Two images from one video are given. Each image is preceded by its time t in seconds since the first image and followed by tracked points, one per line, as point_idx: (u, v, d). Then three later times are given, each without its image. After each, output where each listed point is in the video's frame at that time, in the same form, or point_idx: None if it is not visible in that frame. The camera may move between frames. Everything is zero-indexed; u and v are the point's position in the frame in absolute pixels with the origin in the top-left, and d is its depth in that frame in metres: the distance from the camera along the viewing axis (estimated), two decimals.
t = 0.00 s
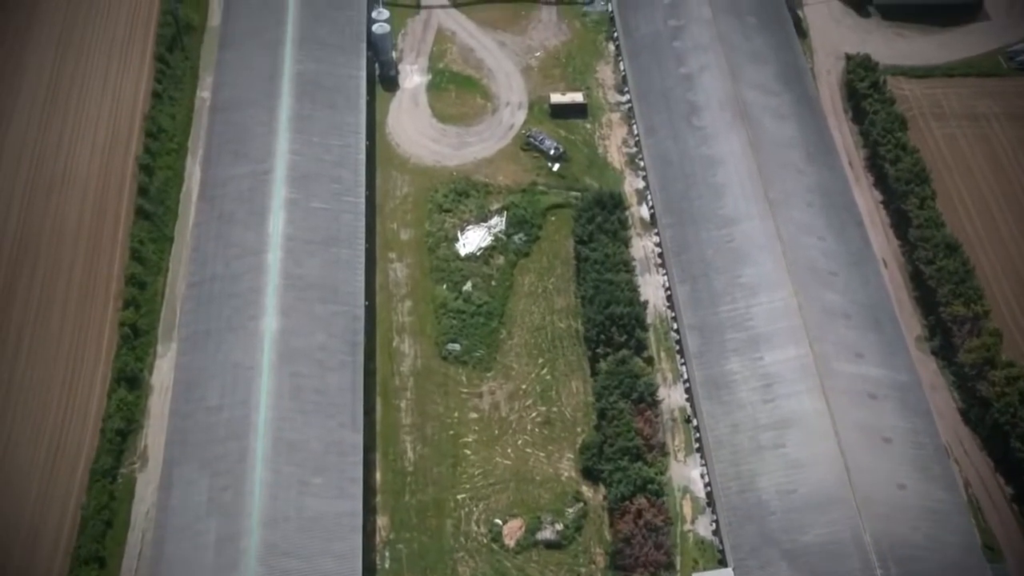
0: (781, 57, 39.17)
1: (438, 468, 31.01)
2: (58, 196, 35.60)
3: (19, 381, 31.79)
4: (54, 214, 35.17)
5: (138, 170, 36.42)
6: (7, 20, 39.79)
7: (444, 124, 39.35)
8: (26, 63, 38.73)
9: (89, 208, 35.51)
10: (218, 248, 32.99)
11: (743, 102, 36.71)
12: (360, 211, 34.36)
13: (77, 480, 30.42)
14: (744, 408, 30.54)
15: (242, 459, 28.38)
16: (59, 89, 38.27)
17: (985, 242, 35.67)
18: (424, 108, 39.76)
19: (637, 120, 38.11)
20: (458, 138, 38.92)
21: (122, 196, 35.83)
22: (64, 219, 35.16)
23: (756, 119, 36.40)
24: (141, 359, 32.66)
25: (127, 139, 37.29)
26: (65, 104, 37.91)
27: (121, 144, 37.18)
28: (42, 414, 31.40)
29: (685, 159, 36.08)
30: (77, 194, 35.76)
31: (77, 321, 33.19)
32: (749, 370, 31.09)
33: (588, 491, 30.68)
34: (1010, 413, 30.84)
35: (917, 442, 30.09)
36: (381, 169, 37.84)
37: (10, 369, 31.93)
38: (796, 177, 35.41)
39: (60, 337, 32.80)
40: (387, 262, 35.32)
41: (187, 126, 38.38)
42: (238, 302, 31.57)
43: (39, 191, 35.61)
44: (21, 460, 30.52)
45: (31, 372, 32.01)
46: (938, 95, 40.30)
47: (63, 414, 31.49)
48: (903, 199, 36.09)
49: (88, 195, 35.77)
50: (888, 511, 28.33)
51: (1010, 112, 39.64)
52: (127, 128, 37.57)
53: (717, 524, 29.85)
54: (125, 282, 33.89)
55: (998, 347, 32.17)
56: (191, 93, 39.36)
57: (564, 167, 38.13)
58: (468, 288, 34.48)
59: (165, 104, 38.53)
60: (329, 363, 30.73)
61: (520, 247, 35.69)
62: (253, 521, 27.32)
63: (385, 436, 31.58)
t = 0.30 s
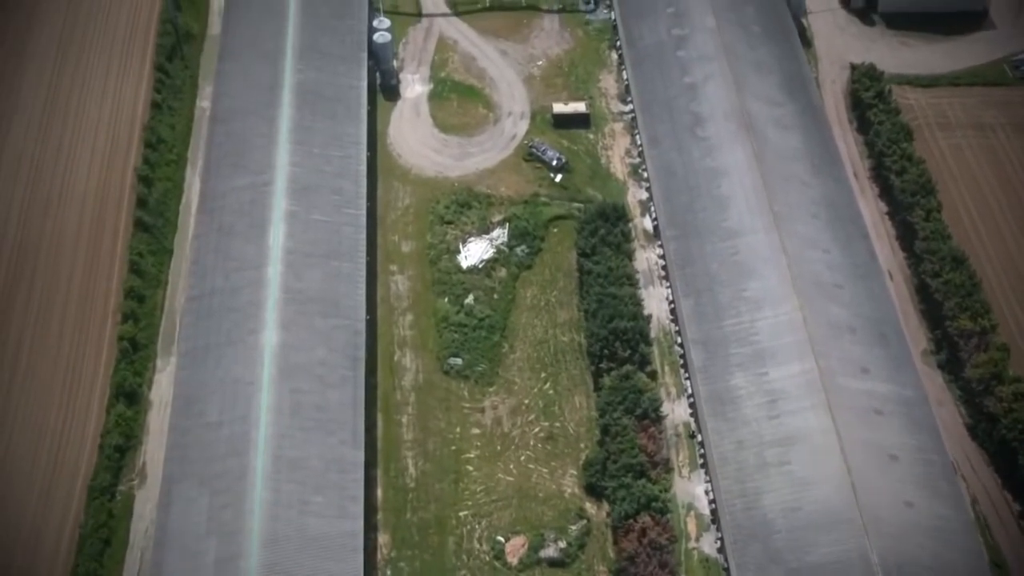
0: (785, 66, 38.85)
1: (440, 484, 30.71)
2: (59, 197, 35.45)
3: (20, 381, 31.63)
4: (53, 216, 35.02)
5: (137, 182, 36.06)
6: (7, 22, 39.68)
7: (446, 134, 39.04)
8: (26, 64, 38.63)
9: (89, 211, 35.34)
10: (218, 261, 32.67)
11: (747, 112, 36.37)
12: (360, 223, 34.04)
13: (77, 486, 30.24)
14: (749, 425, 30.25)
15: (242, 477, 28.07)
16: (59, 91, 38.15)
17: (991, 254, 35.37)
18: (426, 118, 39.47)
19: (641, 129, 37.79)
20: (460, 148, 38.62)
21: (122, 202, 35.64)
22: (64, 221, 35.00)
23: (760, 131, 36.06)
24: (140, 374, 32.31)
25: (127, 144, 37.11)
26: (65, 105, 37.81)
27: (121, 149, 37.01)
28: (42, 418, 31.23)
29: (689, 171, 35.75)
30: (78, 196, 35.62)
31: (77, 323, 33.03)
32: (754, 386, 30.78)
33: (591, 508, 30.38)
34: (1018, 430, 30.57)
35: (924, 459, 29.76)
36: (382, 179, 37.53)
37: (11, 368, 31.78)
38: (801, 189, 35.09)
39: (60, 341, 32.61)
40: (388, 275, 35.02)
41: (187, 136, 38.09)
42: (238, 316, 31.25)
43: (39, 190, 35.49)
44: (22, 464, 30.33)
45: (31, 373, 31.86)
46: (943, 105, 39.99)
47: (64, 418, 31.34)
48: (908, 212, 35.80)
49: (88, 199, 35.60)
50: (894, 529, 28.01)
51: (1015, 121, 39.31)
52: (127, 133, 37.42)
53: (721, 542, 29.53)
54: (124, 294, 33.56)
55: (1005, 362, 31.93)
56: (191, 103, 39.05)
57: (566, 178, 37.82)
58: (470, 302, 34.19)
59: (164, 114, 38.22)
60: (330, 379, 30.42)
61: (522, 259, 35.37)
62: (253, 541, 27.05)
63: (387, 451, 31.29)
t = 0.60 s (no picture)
0: (789, 76, 38.59)
1: (442, 500, 30.44)
2: (59, 201, 35.34)
3: (21, 383, 31.59)
4: (54, 220, 34.90)
5: (136, 193, 35.77)
6: (7, 27, 39.66)
7: (447, 143, 38.77)
8: (26, 68, 38.59)
9: (89, 216, 35.18)
10: (218, 274, 32.40)
11: (751, 122, 36.09)
12: (361, 235, 33.77)
13: (78, 491, 30.15)
14: (754, 440, 29.97)
15: (242, 494, 27.81)
16: (59, 94, 38.07)
17: (997, 265, 35.11)
18: (427, 127, 39.20)
19: (643, 139, 37.54)
20: (462, 158, 38.34)
21: (121, 208, 35.43)
22: (64, 226, 34.86)
23: (764, 141, 35.78)
24: (139, 388, 32.01)
25: (127, 150, 36.95)
26: (65, 107, 37.75)
27: (121, 154, 36.85)
28: (42, 425, 31.09)
29: (692, 182, 35.47)
30: (78, 200, 35.49)
31: (77, 330, 32.86)
32: (759, 401, 30.50)
33: (594, 524, 30.11)
34: None
35: (930, 475, 29.48)
36: (383, 190, 37.26)
37: (11, 372, 31.71)
38: (805, 200, 34.80)
39: (59, 347, 32.46)
40: (389, 287, 34.76)
41: (186, 146, 37.82)
42: (238, 329, 30.99)
43: (40, 193, 35.42)
44: (22, 468, 30.25)
45: (31, 377, 31.75)
46: (948, 114, 39.72)
47: (64, 422, 31.23)
48: (913, 223, 35.55)
49: (88, 204, 35.44)
50: (901, 547, 27.73)
51: (1021, 131, 39.02)
52: (127, 137, 37.26)
53: (725, 559, 29.27)
54: (123, 307, 33.26)
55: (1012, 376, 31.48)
56: (191, 112, 38.79)
57: (569, 188, 37.56)
58: (472, 314, 33.91)
59: (163, 123, 37.94)
60: (330, 394, 30.17)
61: (524, 270, 35.09)
62: (252, 559, 26.78)
63: (387, 466, 31.03)
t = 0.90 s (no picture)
0: (793, 85, 38.27)
1: (444, 517, 30.13)
2: (59, 203, 35.28)
3: (20, 390, 31.42)
4: (54, 223, 34.83)
5: (135, 205, 35.49)
6: (7, 26, 39.82)
7: (448, 154, 38.47)
8: (26, 69, 38.59)
9: (89, 223, 35.04)
10: (217, 288, 32.08)
11: (755, 134, 35.77)
12: (362, 248, 33.45)
13: (79, 496, 30.03)
14: (759, 456, 29.66)
15: (241, 513, 27.49)
16: (60, 96, 38.01)
17: (1003, 278, 34.82)
18: (428, 138, 38.89)
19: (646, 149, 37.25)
20: (464, 169, 38.03)
21: (121, 216, 35.24)
22: (64, 232, 34.73)
23: (768, 152, 35.45)
24: (138, 403, 31.74)
25: (126, 156, 36.79)
26: (65, 109, 37.68)
27: (121, 160, 36.69)
28: (42, 428, 30.99)
29: (695, 194, 35.15)
30: (78, 206, 35.35)
31: (77, 334, 32.76)
32: (763, 417, 30.19)
33: (597, 541, 29.79)
34: None
35: (937, 493, 29.16)
36: (384, 202, 36.97)
37: (11, 374, 31.65)
38: (810, 212, 34.46)
39: (58, 354, 32.26)
40: (390, 300, 34.46)
41: (185, 157, 37.52)
42: (238, 345, 30.68)
43: (40, 195, 35.36)
44: (20, 482, 30.00)
45: (31, 380, 31.66)
46: (953, 123, 39.41)
47: (64, 428, 31.07)
48: (919, 235, 35.29)
49: (87, 213, 35.24)
50: (908, 567, 27.38)
51: None
52: (127, 142, 37.14)
53: None
54: (121, 321, 32.99)
55: (1020, 392, 31.30)
56: (191, 123, 38.51)
57: (571, 200, 37.25)
58: (474, 327, 33.62)
59: (162, 134, 37.65)
60: (331, 410, 29.87)
61: (526, 283, 34.81)
62: None
63: (388, 482, 30.72)
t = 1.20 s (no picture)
0: (797, 95, 37.99)
1: (446, 533, 29.85)
2: (58, 207, 35.26)
3: (20, 396, 31.39)
4: (54, 226, 34.83)
5: (134, 217, 35.25)
6: (6, 27, 39.86)
7: (449, 163, 38.18)
8: (26, 71, 38.65)
9: (88, 229, 34.97)
10: (217, 301, 31.80)
11: (759, 144, 35.49)
12: (363, 260, 33.15)
13: (81, 497, 30.04)
14: (764, 472, 29.38)
15: (241, 530, 27.22)
16: (60, 99, 38.04)
17: (1009, 290, 34.55)
18: (429, 147, 38.61)
19: (649, 159, 36.98)
20: (465, 179, 37.75)
21: (120, 226, 35.09)
22: (63, 239, 34.65)
23: (772, 162, 35.16)
24: (137, 418, 31.48)
25: (126, 165, 36.63)
26: (65, 111, 37.71)
27: (120, 168, 36.56)
28: (42, 433, 30.93)
29: (699, 205, 34.87)
30: (77, 213, 35.25)
31: (77, 337, 32.76)
32: (768, 432, 29.92)
33: (600, 558, 29.49)
34: None
35: (944, 509, 28.86)
36: (385, 212, 36.67)
37: (11, 378, 31.65)
38: (814, 223, 34.17)
39: (58, 361, 32.22)
40: (391, 312, 34.18)
41: (185, 166, 37.23)
42: (237, 358, 30.41)
43: (40, 198, 35.39)
44: (18, 496, 29.79)
45: (33, 381, 31.72)
46: (958, 133, 39.12)
47: (65, 430, 31.08)
48: (924, 246, 35.03)
49: (86, 221, 35.13)
50: None
51: None
52: (127, 146, 37.10)
53: None
54: (120, 334, 32.75)
55: None
56: (191, 132, 38.22)
57: (573, 211, 36.97)
58: (475, 340, 33.35)
59: (162, 144, 37.37)
60: (332, 426, 29.57)
61: (528, 295, 34.54)
62: None
63: (390, 498, 30.44)
